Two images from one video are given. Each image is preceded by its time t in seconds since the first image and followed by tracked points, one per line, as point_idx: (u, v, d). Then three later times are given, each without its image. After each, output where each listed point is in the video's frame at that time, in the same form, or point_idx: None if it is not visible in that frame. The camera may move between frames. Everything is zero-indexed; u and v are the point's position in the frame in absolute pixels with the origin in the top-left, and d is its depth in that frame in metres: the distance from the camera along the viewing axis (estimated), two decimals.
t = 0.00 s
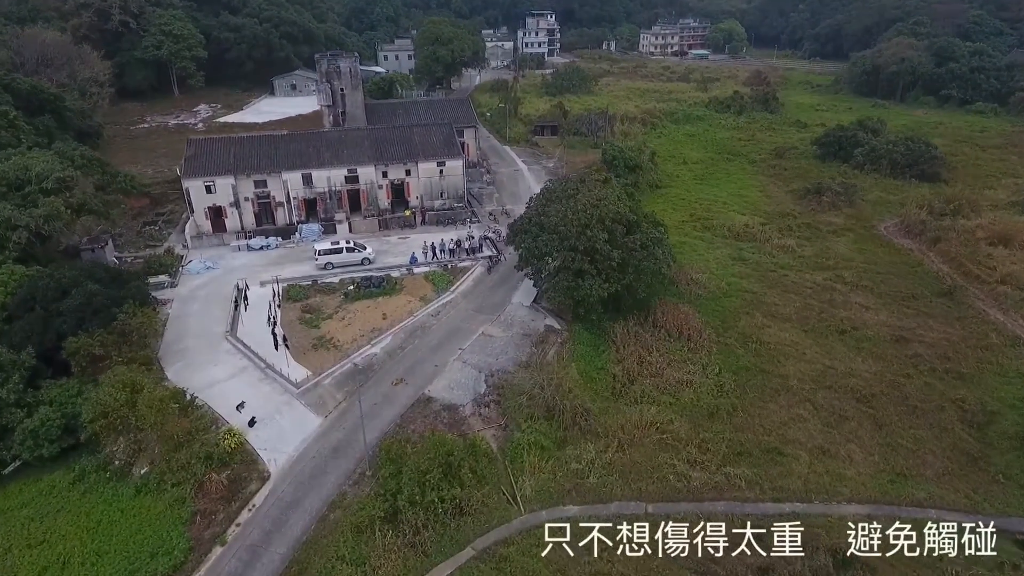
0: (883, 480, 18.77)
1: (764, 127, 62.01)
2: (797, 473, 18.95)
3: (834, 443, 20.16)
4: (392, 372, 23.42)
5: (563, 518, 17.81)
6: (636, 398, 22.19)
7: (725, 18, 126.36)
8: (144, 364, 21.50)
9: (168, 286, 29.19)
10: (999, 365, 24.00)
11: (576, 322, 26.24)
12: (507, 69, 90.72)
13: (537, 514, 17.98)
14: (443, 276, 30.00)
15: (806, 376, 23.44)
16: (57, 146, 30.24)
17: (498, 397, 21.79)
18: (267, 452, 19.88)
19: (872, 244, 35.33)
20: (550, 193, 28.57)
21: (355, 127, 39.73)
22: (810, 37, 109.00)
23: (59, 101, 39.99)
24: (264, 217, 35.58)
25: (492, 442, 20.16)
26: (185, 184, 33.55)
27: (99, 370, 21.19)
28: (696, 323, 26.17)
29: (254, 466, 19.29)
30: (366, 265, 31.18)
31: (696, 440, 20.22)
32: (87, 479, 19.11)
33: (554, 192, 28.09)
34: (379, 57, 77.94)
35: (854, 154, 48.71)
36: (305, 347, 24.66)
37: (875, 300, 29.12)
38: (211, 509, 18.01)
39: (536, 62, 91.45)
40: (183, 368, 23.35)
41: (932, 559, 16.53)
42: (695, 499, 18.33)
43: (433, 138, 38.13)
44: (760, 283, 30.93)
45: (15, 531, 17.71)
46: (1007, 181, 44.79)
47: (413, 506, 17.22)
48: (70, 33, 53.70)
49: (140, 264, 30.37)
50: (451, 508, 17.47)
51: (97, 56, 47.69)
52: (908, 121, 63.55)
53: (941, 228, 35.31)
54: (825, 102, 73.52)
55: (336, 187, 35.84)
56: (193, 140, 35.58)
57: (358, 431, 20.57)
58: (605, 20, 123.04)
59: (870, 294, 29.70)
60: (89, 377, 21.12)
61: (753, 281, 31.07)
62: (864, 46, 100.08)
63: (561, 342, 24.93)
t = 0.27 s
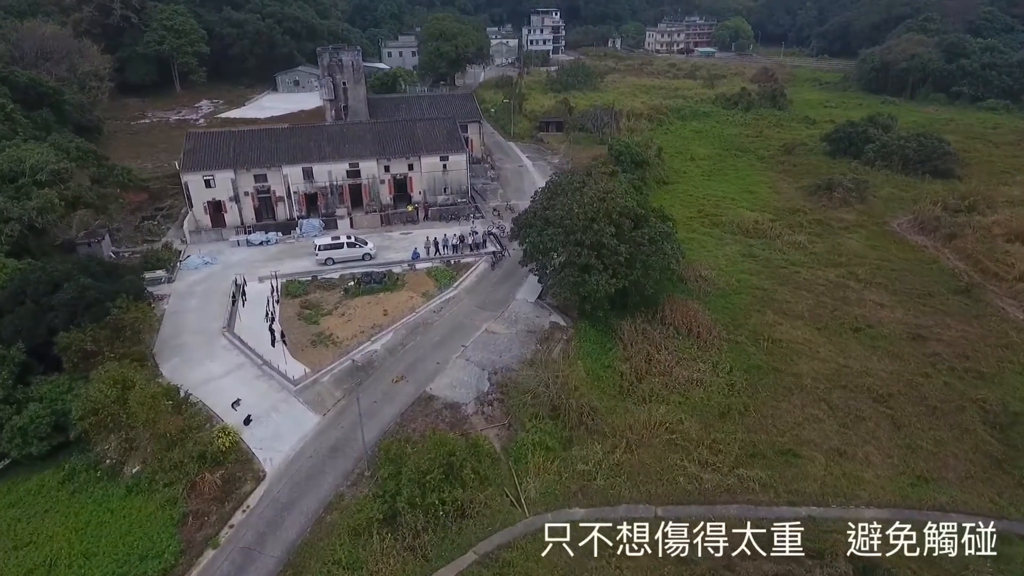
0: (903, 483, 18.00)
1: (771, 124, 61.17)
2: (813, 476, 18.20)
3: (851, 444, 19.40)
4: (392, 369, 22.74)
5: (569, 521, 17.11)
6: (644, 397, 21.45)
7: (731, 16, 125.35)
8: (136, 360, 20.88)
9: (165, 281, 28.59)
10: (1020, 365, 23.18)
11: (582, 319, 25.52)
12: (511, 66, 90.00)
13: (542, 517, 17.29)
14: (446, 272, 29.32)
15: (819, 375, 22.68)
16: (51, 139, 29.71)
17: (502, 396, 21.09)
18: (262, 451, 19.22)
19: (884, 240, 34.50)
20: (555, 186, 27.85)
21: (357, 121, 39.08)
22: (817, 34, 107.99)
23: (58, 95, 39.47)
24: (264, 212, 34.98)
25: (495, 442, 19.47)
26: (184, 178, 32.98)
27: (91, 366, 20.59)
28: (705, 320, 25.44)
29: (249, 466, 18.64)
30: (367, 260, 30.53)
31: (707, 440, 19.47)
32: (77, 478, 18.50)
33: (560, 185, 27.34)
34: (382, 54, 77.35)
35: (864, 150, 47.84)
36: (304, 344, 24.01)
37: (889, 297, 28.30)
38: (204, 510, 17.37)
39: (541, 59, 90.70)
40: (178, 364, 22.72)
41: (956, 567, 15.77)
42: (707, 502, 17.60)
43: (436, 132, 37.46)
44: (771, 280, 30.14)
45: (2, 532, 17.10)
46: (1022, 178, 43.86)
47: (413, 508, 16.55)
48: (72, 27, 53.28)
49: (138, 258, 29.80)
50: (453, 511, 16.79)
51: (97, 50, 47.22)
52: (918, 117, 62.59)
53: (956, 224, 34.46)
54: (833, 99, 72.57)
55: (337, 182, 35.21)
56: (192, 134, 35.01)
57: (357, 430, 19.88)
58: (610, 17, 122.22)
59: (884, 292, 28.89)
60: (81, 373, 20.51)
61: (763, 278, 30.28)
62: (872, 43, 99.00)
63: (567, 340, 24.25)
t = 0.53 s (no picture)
0: (931, 489, 17.08)
1: (784, 121, 60.07)
2: (835, 481, 17.32)
3: (875, 447, 18.48)
4: (395, 366, 22.00)
5: (579, 526, 16.30)
6: (657, 397, 20.58)
7: (742, 13, 124.00)
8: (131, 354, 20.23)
9: (165, 275, 27.99)
10: None
11: (592, 316, 24.69)
12: (520, 63, 89.19)
13: (550, 521, 16.49)
14: (451, 267, 28.54)
15: (840, 375, 21.75)
16: (50, 129, 29.24)
17: (508, 394, 20.28)
18: (260, 450, 18.51)
19: (904, 237, 33.46)
20: (565, 179, 27.02)
21: (363, 114, 38.40)
22: (830, 32, 106.54)
23: (61, 88, 39.04)
24: (267, 206, 34.36)
25: (501, 442, 18.66)
26: (186, 170, 32.41)
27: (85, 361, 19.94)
28: (719, 318, 24.56)
29: (245, 466, 17.95)
30: (371, 255, 29.82)
31: (723, 442, 18.62)
32: (68, 476, 17.84)
33: (569, 177, 26.48)
34: (389, 50, 76.73)
35: (881, 146, 46.72)
36: (305, 340, 23.27)
37: (911, 295, 27.30)
38: (198, 511, 16.67)
39: (550, 56, 89.77)
40: (176, 360, 22.07)
41: None
42: (724, 507, 16.74)
43: (443, 125, 36.71)
44: (787, 277, 29.19)
45: None
46: None
47: (415, 511, 15.79)
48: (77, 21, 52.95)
49: (138, 252, 29.22)
50: (457, 514, 16.01)
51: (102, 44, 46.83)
52: (935, 114, 61.28)
53: (978, 221, 33.37)
54: (847, 96, 71.30)
55: (341, 175, 34.54)
56: (195, 126, 34.44)
57: (358, 429, 19.14)
58: (619, 15, 121.21)
59: (905, 290, 27.88)
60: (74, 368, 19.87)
61: (779, 275, 29.33)
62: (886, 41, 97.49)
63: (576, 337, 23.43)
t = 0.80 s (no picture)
0: (958, 496, 16.27)
1: (795, 118, 59.09)
2: (856, 487, 16.53)
3: (897, 451, 17.67)
4: (397, 364, 21.33)
5: (587, 532, 15.58)
6: (668, 398, 19.81)
7: (751, 11, 122.81)
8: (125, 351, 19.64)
9: (164, 270, 27.44)
10: None
11: (600, 314, 23.96)
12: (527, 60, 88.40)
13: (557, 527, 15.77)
14: (456, 264, 27.85)
15: (858, 376, 20.93)
16: (49, 122, 28.75)
17: (514, 394, 19.59)
18: (256, 450, 17.88)
19: (921, 235, 32.55)
20: (573, 172, 26.27)
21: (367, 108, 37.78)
22: (840, 30, 105.26)
23: (62, 81, 38.60)
24: (270, 201, 33.81)
25: (506, 444, 17.95)
26: (187, 164, 31.88)
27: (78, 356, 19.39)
28: (732, 316, 23.76)
29: (240, 466, 17.31)
30: (374, 251, 29.18)
31: (737, 445, 17.86)
32: (58, 476, 17.26)
33: (577, 170, 25.72)
34: (395, 47, 76.15)
35: (895, 142, 45.74)
36: (305, 337, 22.63)
37: (930, 294, 26.42)
38: (191, 513, 16.03)
39: (557, 53, 88.96)
40: (172, 356, 21.48)
41: None
42: (739, 513, 15.98)
43: (448, 120, 36.03)
44: (801, 275, 28.35)
45: None
46: None
47: (415, 515, 15.11)
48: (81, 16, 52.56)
49: (137, 247, 28.69)
50: (459, 518, 15.32)
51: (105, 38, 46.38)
52: (949, 111, 60.14)
53: (998, 218, 32.43)
54: (859, 93, 70.20)
55: (345, 170, 33.93)
56: (197, 120, 33.92)
57: (358, 429, 18.48)
58: (627, 13, 120.30)
59: (924, 288, 27.00)
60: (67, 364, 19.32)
61: (793, 273, 28.49)
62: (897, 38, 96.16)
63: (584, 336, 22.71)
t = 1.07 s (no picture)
0: (987, 504, 15.41)
1: (805, 114, 58.09)
2: (879, 493, 15.68)
3: (921, 456, 16.81)
4: (398, 363, 20.56)
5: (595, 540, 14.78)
6: (679, 399, 18.99)
7: (758, 8, 121.60)
8: (115, 348, 18.92)
9: (160, 266, 26.77)
10: None
11: (608, 311, 23.17)
12: (532, 58, 87.58)
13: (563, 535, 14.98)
14: (459, 260, 27.08)
15: (878, 377, 20.06)
16: (43, 114, 28.11)
17: (518, 394, 18.79)
18: (249, 452, 17.15)
19: (939, 232, 31.58)
20: (579, 166, 25.43)
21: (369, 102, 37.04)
22: (849, 27, 104.04)
23: (60, 75, 38.03)
24: (269, 196, 33.13)
25: (510, 447, 17.15)
26: (185, 158, 31.22)
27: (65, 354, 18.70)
28: (745, 315, 22.92)
29: (232, 469, 16.58)
30: (375, 247, 28.45)
31: (753, 449, 17.02)
32: (43, 478, 16.55)
33: (584, 163, 24.90)
34: (399, 44, 75.45)
35: (908, 138, 44.74)
36: (302, 334, 21.89)
37: (950, 293, 25.50)
38: (179, 517, 15.31)
39: (563, 50, 88.17)
40: (165, 354, 20.78)
41: None
42: (756, 522, 15.15)
43: (452, 114, 35.27)
44: (815, 273, 27.46)
45: None
46: None
47: (414, 521, 14.32)
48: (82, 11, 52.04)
49: (133, 242, 28.03)
50: (460, 525, 14.54)
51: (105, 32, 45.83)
52: (963, 108, 59.00)
53: (1017, 216, 31.46)
54: (869, 90, 69.10)
55: (346, 165, 33.21)
56: (195, 113, 33.25)
57: (355, 429, 17.72)
58: (634, 11, 119.37)
59: (943, 286, 26.09)
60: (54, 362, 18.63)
61: (807, 271, 27.61)
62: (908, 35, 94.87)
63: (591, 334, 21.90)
